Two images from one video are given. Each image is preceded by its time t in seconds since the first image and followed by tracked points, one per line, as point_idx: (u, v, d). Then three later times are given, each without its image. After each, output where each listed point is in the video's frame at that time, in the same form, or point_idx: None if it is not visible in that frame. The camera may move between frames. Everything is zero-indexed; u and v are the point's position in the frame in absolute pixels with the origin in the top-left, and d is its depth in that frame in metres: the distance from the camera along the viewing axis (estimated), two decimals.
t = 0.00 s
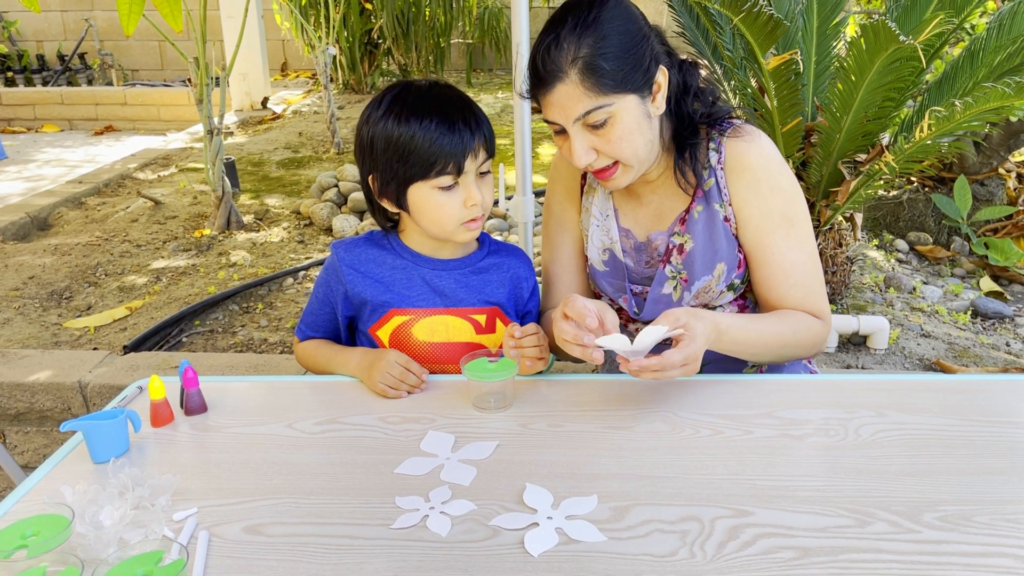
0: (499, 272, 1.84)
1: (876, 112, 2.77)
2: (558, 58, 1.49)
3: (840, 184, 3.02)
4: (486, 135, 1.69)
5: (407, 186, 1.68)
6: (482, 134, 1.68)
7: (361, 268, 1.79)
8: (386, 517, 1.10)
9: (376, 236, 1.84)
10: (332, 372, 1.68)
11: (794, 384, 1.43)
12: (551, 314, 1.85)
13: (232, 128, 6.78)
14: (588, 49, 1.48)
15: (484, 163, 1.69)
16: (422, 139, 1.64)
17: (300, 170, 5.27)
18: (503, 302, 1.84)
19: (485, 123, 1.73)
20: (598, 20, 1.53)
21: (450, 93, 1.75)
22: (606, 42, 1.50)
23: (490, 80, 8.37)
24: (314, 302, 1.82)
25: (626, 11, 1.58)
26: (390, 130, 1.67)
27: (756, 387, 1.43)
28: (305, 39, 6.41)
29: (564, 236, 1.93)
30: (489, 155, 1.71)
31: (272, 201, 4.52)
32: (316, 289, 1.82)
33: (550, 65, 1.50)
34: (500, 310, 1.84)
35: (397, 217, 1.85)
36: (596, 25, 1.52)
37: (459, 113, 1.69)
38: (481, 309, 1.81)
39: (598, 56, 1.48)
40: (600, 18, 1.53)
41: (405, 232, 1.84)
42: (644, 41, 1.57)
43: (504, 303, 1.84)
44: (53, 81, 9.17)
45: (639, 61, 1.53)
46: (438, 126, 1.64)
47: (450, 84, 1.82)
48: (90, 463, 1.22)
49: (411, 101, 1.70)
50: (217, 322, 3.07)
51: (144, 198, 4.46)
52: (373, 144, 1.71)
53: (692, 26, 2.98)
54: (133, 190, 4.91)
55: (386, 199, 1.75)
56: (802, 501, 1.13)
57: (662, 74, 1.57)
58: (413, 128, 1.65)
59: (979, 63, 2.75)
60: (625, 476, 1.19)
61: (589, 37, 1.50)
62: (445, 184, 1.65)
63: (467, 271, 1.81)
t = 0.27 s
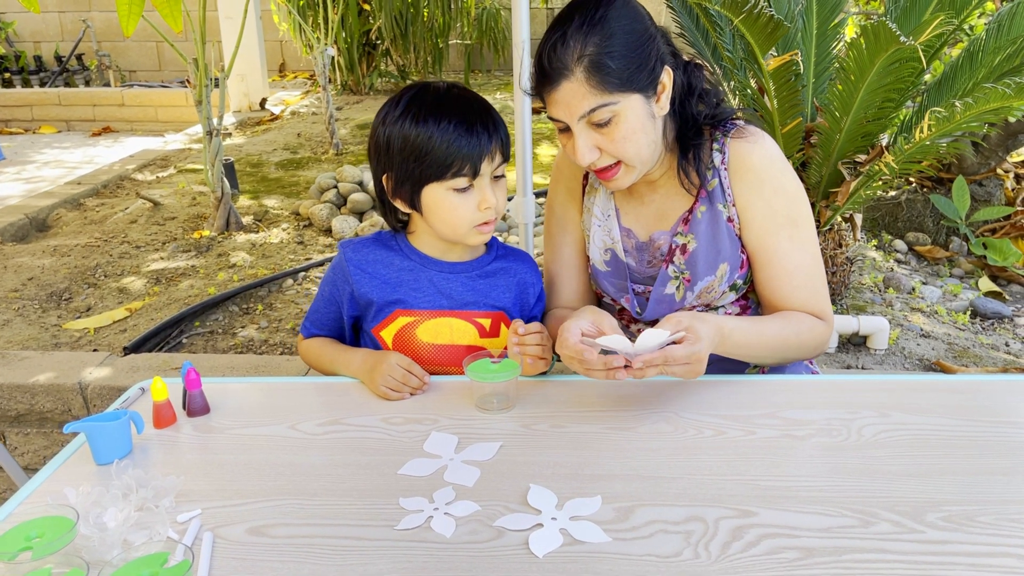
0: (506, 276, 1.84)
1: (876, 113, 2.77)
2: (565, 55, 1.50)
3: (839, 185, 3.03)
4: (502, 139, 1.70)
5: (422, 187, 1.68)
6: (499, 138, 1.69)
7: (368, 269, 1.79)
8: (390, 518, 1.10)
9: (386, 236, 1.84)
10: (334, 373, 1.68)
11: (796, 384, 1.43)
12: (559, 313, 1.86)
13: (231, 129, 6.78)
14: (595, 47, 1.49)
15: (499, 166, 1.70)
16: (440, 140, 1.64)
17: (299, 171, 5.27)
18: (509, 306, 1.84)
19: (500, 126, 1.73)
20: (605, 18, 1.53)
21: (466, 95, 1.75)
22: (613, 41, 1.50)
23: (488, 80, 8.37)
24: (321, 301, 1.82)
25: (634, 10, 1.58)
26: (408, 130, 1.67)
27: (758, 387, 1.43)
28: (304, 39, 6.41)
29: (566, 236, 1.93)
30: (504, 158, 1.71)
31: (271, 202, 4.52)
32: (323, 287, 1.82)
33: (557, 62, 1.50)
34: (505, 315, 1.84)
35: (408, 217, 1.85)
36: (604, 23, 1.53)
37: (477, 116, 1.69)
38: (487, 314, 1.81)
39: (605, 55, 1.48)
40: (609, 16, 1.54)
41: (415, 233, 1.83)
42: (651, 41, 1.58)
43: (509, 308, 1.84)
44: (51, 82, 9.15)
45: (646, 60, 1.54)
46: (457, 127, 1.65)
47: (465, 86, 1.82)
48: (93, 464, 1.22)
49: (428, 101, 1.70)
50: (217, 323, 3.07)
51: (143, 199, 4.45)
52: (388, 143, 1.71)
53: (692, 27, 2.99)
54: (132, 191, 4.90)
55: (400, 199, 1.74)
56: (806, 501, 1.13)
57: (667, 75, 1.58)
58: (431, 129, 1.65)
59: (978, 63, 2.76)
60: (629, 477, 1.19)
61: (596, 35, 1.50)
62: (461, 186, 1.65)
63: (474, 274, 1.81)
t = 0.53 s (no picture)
0: (511, 279, 1.84)
1: (875, 113, 2.78)
2: (570, 52, 1.50)
3: (839, 185, 3.03)
4: (515, 144, 1.70)
5: (433, 189, 1.67)
6: (511, 143, 1.69)
7: (373, 269, 1.79)
8: (392, 519, 1.09)
9: (394, 238, 1.83)
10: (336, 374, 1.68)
11: (797, 384, 1.43)
12: (563, 314, 1.85)
13: (229, 130, 6.77)
14: (600, 46, 1.49)
15: (511, 171, 1.70)
16: (450, 144, 1.64)
17: (297, 172, 5.26)
18: (512, 310, 1.83)
19: (513, 132, 1.73)
20: (613, 17, 1.53)
21: (480, 99, 1.75)
22: (619, 41, 1.50)
23: (486, 81, 8.37)
24: (325, 300, 1.81)
25: (642, 11, 1.58)
26: (418, 133, 1.67)
27: (759, 387, 1.43)
28: (302, 40, 6.40)
29: (568, 236, 1.93)
30: (516, 163, 1.71)
31: (270, 203, 4.51)
32: (328, 286, 1.82)
33: (562, 58, 1.50)
34: (508, 318, 1.83)
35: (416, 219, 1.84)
36: (611, 22, 1.53)
37: (491, 120, 1.69)
38: (490, 317, 1.81)
39: (610, 54, 1.48)
40: (617, 16, 1.54)
41: (423, 235, 1.82)
42: (658, 42, 1.58)
43: (512, 311, 1.84)
44: (47, 83, 9.13)
45: (651, 62, 1.53)
46: (467, 131, 1.65)
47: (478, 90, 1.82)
48: (94, 466, 1.21)
49: (442, 104, 1.70)
50: (216, 324, 3.06)
51: (141, 200, 4.44)
52: (401, 144, 1.70)
53: (692, 27, 2.99)
54: (130, 192, 4.89)
55: (410, 201, 1.74)
56: (808, 501, 1.13)
57: (673, 77, 1.57)
58: (444, 132, 1.64)
59: (977, 64, 2.76)
60: (631, 477, 1.19)
61: (602, 34, 1.50)
62: (472, 190, 1.65)
63: (479, 277, 1.81)
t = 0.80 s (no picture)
0: (513, 280, 1.83)
1: (874, 113, 2.78)
2: (572, 52, 1.50)
3: (837, 185, 3.03)
4: (519, 146, 1.70)
5: (437, 189, 1.67)
6: (516, 144, 1.69)
7: (376, 267, 1.79)
8: (393, 519, 1.09)
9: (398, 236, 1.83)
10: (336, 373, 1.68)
11: (797, 384, 1.43)
12: (564, 313, 1.85)
13: (226, 131, 6.76)
14: (602, 49, 1.49)
15: (514, 173, 1.70)
16: (457, 144, 1.64)
17: (295, 173, 5.26)
18: (512, 310, 1.83)
19: (518, 133, 1.73)
20: (619, 19, 1.53)
21: (486, 99, 1.75)
22: (622, 45, 1.50)
23: (484, 81, 8.38)
24: (327, 297, 1.81)
25: (651, 15, 1.58)
26: (425, 132, 1.66)
27: (759, 387, 1.43)
28: (299, 41, 6.40)
29: (569, 236, 1.93)
30: (520, 165, 1.71)
31: (268, 203, 4.51)
32: (330, 283, 1.82)
33: (563, 56, 1.50)
34: (509, 318, 1.83)
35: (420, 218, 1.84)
36: (617, 24, 1.52)
37: (496, 121, 1.69)
38: (491, 317, 1.80)
39: (610, 57, 1.48)
40: (625, 19, 1.53)
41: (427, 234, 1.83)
42: (663, 49, 1.57)
43: (513, 311, 1.83)
44: (44, 84, 9.12)
45: (652, 70, 1.53)
46: (475, 132, 1.64)
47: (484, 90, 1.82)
48: (93, 467, 1.21)
49: (448, 103, 1.70)
50: (214, 324, 3.06)
51: (138, 200, 4.44)
52: (405, 143, 1.70)
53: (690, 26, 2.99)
54: (128, 193, 4.88)
55: (414, 200, 1.74)
56: (809, 500, 1.13)
57: (674, 85, 1.57)
58: (449, 132, 1.64)
59: (975, 64, 2.77)
60: (631, 477, 1.18)
61: (606, 36, 1.50)
62: (476, 191, 1.65)
63: (481, 276, 1.81)
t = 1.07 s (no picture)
0: (512, 280, 1.83)
1: (871, 113, 2.79)
2: (576, 57, 1.50)
3: (835, 186, 3.04)
4: (515, 146, 1.70)
5: (432, 188, 1.68)
6: (511, 145, 1.69)
7: (376, 266, 1.79)
8: (392, 519, 1.09)
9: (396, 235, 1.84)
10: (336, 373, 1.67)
11: (796, 384, 1.44)
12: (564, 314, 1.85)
13: (224, 132, 6.76)
14: (607, 54, 1.49)
15: (510, 174, 1.69)
16: (451, 144, 1.64)
17: (292, 173, 5.26)
18: (511, 310, 1.82)
19: (514, 132, 1.73)
20: (625, 24, 1.53)
21: (484, 100, 1.74)
22: (626, 50, 1.50)
23: (481, 82, 8.38)
24: (327, 296, 1.81)
25: (656, 21, 1.58)
26: (420, 131, 1.67)
27: (758, 387, 1.43)
28: (296, 42, 6.39)
29: (569, 236, 1.93)
30: (516, 166, 1.71)
31: (266, 204, 4.51)
32: (331, 281, 1.81)
33: (568, 60, 1.50)
34: (508, 318, 1.83)
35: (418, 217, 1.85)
36: (623, 29, 1.52)
37: (492, 122, 1.69)
38: (490, 317, 1.80)
39: (615, 63, 1.48)
40: (630, 24, 1.54)
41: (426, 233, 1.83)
42: (667, 54, 1.58)
43: (512, 311, 1.83)
44: (41, 85, 9.11)
45: (657, 74, 1.53)
46: (469, 132, 1.64)
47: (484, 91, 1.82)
48: (92, 467, 1.21)
49: (445, 103, 1.70)
50: (212, 325, 3.06)
51: (136, 201, 4.43)
52: (402, 141, 1.71)
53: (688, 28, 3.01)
54: (125, 194, 4.88)
55: (410, 199, 1.74)
56: (808, 500, 1.13)
57: (679, 90, 1.57)
58: (443, 132, 1.64)
59: (971, 64, 2.78)
60: (630, 477, 1.19)
61: (611, 41, 1.50)
62: (471, 191, 1.65)
63: (480, 276, 1.81)
